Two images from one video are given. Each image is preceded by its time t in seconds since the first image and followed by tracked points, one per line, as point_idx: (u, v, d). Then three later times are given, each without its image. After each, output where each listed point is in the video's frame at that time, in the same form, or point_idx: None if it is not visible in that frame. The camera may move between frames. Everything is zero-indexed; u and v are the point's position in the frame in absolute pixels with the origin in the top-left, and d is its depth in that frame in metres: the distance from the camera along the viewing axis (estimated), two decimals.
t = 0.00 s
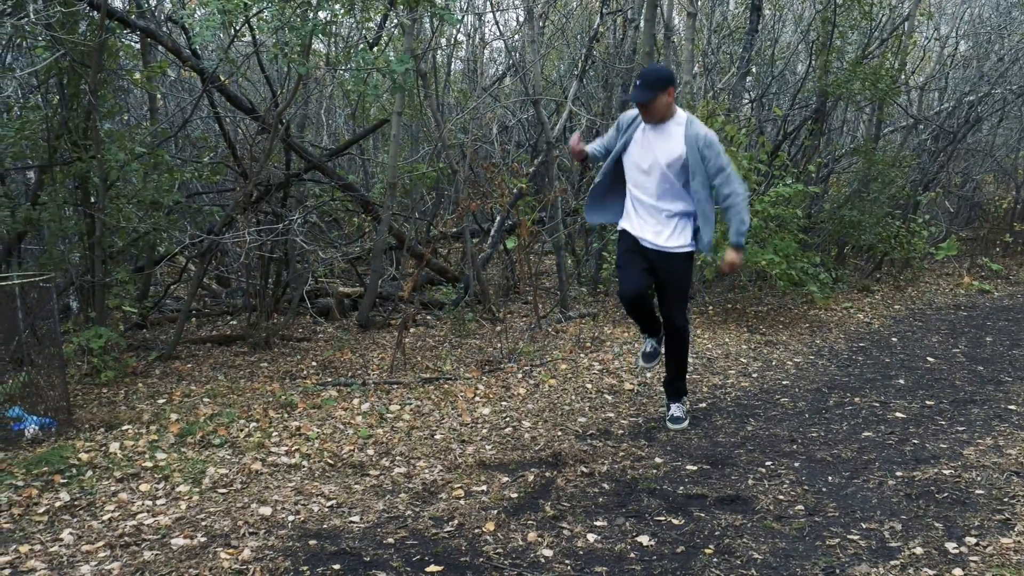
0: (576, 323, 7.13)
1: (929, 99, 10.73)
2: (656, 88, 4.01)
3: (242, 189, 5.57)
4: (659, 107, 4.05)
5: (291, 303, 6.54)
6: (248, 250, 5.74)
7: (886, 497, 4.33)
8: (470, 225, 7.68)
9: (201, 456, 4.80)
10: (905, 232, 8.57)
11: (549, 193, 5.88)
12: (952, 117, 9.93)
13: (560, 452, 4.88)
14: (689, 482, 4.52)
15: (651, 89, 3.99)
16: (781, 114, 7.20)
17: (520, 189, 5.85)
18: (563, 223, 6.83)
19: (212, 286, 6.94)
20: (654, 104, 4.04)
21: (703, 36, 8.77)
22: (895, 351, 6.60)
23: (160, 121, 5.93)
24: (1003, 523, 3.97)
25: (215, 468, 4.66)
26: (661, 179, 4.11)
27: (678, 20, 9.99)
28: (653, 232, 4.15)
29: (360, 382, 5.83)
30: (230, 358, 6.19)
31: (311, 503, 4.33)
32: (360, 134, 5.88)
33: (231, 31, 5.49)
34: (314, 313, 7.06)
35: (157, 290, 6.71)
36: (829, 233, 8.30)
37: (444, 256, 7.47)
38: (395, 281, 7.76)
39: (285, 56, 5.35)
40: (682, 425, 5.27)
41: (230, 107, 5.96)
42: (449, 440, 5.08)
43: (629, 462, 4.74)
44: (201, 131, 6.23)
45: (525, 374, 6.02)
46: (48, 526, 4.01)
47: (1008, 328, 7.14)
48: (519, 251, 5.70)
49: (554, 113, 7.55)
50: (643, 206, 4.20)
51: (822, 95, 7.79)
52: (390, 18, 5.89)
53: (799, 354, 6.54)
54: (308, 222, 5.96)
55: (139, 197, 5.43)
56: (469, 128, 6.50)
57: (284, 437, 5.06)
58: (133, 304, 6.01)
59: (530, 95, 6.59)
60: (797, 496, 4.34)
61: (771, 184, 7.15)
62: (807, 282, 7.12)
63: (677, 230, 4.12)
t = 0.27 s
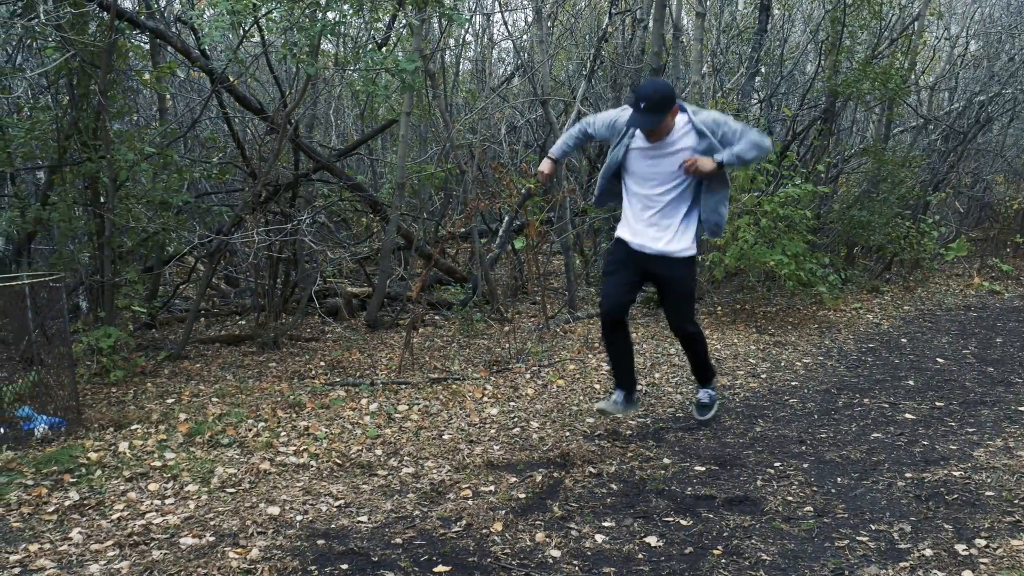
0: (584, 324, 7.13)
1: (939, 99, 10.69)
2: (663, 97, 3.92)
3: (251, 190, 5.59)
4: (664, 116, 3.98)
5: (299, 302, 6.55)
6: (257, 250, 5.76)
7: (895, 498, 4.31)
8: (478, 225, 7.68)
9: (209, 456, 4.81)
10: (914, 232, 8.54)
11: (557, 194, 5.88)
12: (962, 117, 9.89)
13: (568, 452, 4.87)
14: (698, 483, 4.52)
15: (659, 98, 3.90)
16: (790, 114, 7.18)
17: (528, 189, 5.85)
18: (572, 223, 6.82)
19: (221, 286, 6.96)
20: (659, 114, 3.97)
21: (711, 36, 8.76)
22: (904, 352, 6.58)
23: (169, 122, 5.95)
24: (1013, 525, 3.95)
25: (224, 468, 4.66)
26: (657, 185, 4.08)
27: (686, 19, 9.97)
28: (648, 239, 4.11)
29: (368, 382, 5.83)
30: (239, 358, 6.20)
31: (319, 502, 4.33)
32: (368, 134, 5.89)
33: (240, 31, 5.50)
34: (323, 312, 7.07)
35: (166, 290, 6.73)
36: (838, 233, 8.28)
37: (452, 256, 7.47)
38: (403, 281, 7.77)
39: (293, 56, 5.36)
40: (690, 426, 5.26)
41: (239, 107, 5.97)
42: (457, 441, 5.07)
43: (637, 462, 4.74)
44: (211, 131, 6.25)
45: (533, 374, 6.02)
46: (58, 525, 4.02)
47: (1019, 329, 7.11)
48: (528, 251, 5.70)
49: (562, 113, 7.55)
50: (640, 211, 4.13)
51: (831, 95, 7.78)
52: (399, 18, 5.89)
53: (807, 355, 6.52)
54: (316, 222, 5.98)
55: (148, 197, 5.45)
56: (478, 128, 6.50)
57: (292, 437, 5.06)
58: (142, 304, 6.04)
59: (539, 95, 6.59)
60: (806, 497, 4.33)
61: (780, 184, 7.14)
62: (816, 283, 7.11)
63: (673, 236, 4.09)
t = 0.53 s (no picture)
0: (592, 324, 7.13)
1: (948, 98, 10.66)
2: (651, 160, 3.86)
3: (260, 190, 5.60)
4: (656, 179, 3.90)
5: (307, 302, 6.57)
6: (265, 250, 5.78)
7: (904, 499, 4.30)
8: (486, 225, 7.69)
9: (218, 455, 4.82)
10: (923, 233, 8.52)
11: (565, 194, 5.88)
12: (972, 117, 9.86)
13: (576, 453, 4.87)
14: (706, 483, 4.51)
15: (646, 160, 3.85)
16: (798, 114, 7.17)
17: (536, 189, 5.85)
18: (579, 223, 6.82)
19: (229, 286, 6.98)
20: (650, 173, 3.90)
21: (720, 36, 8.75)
22: (913, 353, 6.56)
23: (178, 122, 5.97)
24: (1023, 526, 3.93)
25: (232, 467, 4.67)
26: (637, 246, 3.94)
27: (694, 19, 9.97)
28: (626, 294, 4.03)
29: (376, 382, 5.84)
30: (247, 357, 6.22)
31: (327, 502, 4.34)
32: (376, 134, 5.89)
33: (248, 32, 5.51)
34: (331, 312, 7.09)
35: (174, 290, 6.76)
36: (846, 234, 8.27)
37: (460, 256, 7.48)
38: (411, 281, 7.78)
39: (301, 57, 5.37)
40: (698, 427, 5.26)
41: (247, 107, 5.99)
42: (465, 440, 5.08)
43: (645, 463, 4.73)
44: (219, 131, 6.26)
45: (541, 374, 6.02)
46: (67, 524, 4.04)
47: None
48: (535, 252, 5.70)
49: (570, 113, 7.55)
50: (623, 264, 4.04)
51: (840, 95, 7.76)
52: (407, 18, 5.90)
53: (815, 356, 6.51)
54: (324, 222, 5.99)
55: (157, 197, 5.48)
56: (485, 128, 6.50)
57: (300, 436, 5.07)
58: (151, 304, 6.06)
59: (547, 95, 6.59)
60: (814, 498, 4.32)
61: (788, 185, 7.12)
62: (825, 283, 7.09)
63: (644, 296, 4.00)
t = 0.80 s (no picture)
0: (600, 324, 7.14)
1: (959, 98, 10.62)
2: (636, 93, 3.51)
3: (269, 190, 5.62)
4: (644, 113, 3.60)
5: (316, 302, 6.59)
6: (275, 250, 5.80)
7: (913, 501, 4.28)
8: (494, 225, 7.70)
9: (227, 454, 4.84)
10: (933, 233, 8.49)
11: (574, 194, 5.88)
12: (982, 117, 9.83)
13: (584, 453, 4.87)
14: (715, 484, 4.51)
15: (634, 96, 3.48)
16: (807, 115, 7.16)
17: (544, 190, 5.85)
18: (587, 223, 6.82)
19: (238, 286, 7.01)
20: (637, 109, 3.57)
21: (729, 36, 8.75)
22: (922, 354, 6.54)
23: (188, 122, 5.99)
24: None
25: (242, 466, 4.69)
26: (632, 195, 3.64)
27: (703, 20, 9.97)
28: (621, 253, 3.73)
29: (385, 382, 5.85)
30: (256, 357, 6.24)
31: (335, 502, 4.35)
32: (385, 135, 5.91)
33: (258, 32, 5.53)
34: (339, 312, 7.11)
35: (184, 289, 6.78)
36: (856, 234, 8.25)
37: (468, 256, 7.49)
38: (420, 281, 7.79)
39: (310, 57, 5.38)
40: (707, 427, 5.25)
41: (256, 108, 6.01)
42: (474, 440, 5.08)
43: (654, 463, 4.73)
44: (229, 131, 6.28)
45: (549, 375, 6.03)
46: (77, 522, 4.05)
47: None
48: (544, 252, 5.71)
49: (579, 113, 7.56)
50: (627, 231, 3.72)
51: (850, 95, 7.74)
52: (416, 19, 5.91)
53: (824, 357, 6.50)
54: (333, 222, 6.01)
55: (166, 197, 5.50)
56: (494, 128, 6.51)
57: (309, 436, 5.09)
58: (160, 304, 6.08)
59: (555, 96, 6.60)
60: (823, 499, 4.31)
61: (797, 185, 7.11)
62: (834, 284, 7.07)
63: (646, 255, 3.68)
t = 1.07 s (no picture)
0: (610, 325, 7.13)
1: (970, 98, 10.58)
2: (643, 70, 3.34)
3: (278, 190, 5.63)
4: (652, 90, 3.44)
5: (326, 302, 6.59)
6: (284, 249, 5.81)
7: (924, 503, 4.26)
8: (503, 225, 7.70)
9: (236, 454, 4.84)
10: (944, 233, 8.45)
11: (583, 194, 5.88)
12: (994, 117, 9.78)
13: (593, 453, 4.86)
14: (724, 485, 4.49)
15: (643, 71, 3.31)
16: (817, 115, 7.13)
17: (554, 190, 5.85)
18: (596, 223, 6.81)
19: (247, 285, 7.02)
20: (644, 87, 3.41)
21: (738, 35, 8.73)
22: (933, 355, 6.50)
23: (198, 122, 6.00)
24: None
25: (251, 466, 4.70)
26: (642, 182, 3.48)
27: (712, 19, 9.95)
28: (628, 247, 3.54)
29: (393, 382, 5.85)
30: (265, 357, 6.24)
31: (344, 501, 4.35)
32: (394, 135, 5.91)
33: (268, 33, 5.55)
34: (348, 312, 7.11)
35: (194, 289, 6.80)
36: (866, 235, 8.23)
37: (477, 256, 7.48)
38: (429, 281, 7.79)
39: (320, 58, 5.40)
40: (717, 428, 5.24)
41: (266, 108, 6.02)
42: (482, 441, 5.08)
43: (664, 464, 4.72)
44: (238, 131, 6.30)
45: (558, 375, 6.02)
46: (87, 521, 4.06)
47: None
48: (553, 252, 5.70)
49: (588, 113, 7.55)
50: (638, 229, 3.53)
51: (860, 95, 7.72)
52: (425, 19, 5.92)
53: (834, 357, 6.47)
54: (342, 222, 6.01)
55: (176, 197, 5.52)
56: (503, 128, 6.51)
57: (318, 436, 5.09)
58: (170, 303, 6.10)
59: (565, 96, 6.60)
60: (833, 501, 4.29)
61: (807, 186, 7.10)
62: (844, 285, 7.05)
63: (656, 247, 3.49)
